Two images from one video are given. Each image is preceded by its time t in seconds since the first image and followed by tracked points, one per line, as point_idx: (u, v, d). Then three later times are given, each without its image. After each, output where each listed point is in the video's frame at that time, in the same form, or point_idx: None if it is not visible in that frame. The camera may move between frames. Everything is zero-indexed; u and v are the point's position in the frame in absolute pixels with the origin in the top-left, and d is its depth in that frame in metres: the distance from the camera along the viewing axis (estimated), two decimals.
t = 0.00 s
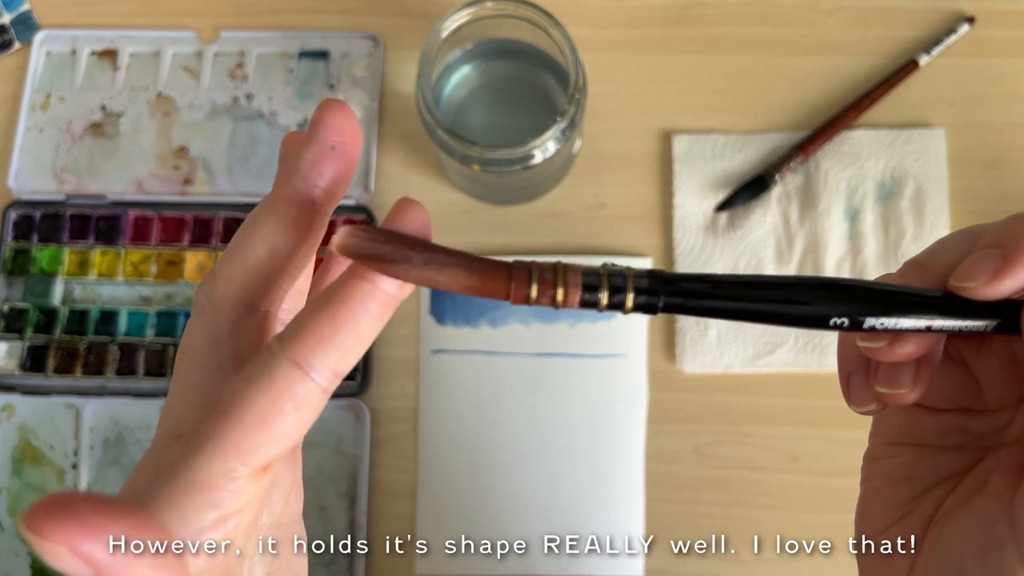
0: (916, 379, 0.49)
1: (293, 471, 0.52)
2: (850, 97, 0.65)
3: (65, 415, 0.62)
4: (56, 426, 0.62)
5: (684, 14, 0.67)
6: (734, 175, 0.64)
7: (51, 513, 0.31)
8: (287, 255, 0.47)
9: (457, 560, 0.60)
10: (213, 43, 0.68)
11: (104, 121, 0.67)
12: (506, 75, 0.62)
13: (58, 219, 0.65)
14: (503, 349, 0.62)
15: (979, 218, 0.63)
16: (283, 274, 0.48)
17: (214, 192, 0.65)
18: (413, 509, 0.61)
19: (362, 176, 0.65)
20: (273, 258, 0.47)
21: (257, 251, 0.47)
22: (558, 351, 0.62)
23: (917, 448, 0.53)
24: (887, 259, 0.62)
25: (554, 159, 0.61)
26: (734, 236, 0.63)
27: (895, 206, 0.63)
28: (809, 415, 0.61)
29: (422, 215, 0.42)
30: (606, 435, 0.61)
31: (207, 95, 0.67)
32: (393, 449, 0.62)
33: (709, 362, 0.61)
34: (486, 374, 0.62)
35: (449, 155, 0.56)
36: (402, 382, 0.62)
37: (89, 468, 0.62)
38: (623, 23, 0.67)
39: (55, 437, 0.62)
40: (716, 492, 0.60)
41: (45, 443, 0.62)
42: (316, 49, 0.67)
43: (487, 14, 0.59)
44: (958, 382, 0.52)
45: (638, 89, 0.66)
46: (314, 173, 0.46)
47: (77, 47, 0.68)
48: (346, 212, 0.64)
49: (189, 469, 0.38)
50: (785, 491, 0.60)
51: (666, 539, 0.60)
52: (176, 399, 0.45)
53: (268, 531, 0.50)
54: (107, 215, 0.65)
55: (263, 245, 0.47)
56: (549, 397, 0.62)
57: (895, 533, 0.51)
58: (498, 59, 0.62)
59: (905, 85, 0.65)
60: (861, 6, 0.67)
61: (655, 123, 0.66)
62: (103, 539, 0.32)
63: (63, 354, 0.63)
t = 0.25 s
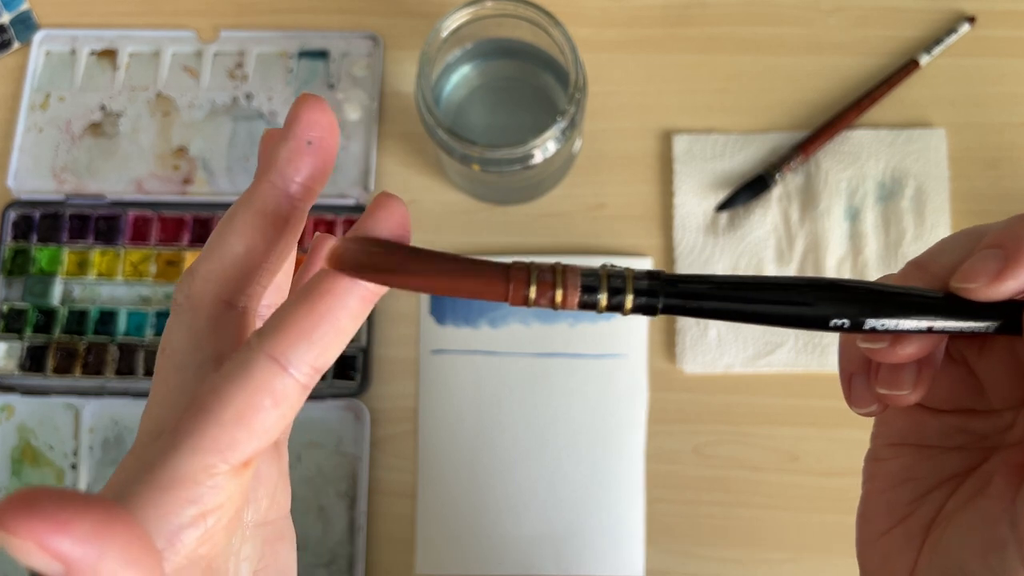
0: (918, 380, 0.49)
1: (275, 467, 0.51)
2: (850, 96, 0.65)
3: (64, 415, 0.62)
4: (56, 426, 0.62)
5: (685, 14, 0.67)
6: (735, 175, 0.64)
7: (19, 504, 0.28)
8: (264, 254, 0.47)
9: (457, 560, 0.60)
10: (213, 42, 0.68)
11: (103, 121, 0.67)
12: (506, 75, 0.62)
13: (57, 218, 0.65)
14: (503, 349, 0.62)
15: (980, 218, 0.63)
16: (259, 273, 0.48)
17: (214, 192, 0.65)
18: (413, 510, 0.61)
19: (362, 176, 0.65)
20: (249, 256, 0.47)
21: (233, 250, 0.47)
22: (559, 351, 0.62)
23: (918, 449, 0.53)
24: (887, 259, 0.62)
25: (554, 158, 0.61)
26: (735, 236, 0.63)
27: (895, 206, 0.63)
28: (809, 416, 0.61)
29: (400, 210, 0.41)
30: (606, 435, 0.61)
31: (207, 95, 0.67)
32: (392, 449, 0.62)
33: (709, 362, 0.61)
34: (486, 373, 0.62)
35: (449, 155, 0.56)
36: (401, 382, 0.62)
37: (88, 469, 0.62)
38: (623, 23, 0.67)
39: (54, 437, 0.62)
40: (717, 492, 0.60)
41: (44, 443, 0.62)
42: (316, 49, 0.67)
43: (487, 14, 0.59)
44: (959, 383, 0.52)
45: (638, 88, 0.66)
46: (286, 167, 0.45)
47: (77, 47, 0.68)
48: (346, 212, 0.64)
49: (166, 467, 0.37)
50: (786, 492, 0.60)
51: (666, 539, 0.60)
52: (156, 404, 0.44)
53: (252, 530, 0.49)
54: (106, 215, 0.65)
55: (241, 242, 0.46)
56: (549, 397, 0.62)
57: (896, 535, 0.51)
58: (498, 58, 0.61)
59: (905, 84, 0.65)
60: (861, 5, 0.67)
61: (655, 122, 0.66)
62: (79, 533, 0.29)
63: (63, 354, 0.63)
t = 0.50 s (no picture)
0: (930, 381, 0.49)
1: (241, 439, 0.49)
2: (850, 96, 0.65)
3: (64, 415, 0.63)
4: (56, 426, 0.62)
5: (685, 14, 0.67)
6: (735, 175, 0.64)
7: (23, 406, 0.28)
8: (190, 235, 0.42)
9: (457, 560, 0.60)
10: (213, 42, 0.68)
11: (103, 121, 0.67)
12: (506, 75, 0.62)
13: (57, 218, 0.65)
14: (503, 349, 0.62)
15: (979, 218, 0.63)
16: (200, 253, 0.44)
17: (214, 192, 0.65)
18: (413, 510, 0.61)
19: (362, 176, 0.65)
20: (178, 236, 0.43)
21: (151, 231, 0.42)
22: (559, 351, 0.62)
23: (921, 451, 0.53)
24: (887, 259, 0.62)
25: (554, 158, 0.61)
26: (735, 236, 0.63)
27: (896, 206, 0.63)
28: (810, 416, 0.61)
29: (310, 174, 0.38)
30: (606, 435, 0.61)
31: (207, 95, 0.67)
32: (392, 449, 0.62)
33: (710, 362, 0.61)
34: (486, 373, 0.62)
35: (449, 155, 0.56)
36: (401, 382, 0.62)
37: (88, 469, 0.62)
38: (623, 23, 0.67)
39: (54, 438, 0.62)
40: (717, 492, 0.60)
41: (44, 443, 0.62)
42: (316, 49, 0.67)
43: (487, 14, 0.59)
44: (962, 384, 0.52)
45: (639, 88, 0.66)
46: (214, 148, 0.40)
47: (77, 47, 0.68)
48: (346, 212, 0.64)
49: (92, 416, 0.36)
50: (786, 492, 0.60)
51: (667, 539, 0.60)
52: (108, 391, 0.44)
53: (219, 495, 0.46)
54: (106, 215, 0.65)
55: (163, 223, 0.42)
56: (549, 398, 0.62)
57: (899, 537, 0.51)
58: (498, 58, 0.61)
59: (906, 84, 0.65)
60: (861, 5, 0.67)
61: (655, 122, 0.66)
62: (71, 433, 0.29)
63: (62, 354, 0.63)
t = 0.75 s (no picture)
0: (915, 376, 0.49)
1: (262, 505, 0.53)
2: (848, 97, 0.66)
3: (68, 414, 0.63)
4: (59, 425, 0.63)
5: (684, 15, 0.67)
6: (734, 176, 0.64)
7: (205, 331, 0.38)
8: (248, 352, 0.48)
9: (457, 558, 0.60)
10: (214, 44, 0.68)
11: (106, 122, 0.67)
12: (506, 77, 0.62)
13: (61, 219, 0.66)
14: (503, 348, 0.63)
15: (976, 219, 0.63)
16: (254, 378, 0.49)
17: (216, 193, 0.66)
18: (414, 508, 0.61)
19: (363, 177, 0.66)
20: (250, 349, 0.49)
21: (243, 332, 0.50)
22: (559, 351, 0.63)
23: (914, 449, 0.53)
24: (885, 259, 0.62)
25: (554, 159, 0.61)
26: (734, 236, 0.63)
27: (893, 206, 0.63)
28: (808, 415, 0.61)
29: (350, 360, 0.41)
30: (605, 434, 0.61)
31: (208, 96, 0.67)
32: (393, 448, 0.62)
33: (708, 362, 0.62)
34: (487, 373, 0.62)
35: (449, 156, 0.57)
36: (401, 382, 0.63)
37: (92, 468, 0.63)
38: (623, 25, 0.68)
39: (58, 437, 0.63)
40: (715, 491, 0.61)
41: (47, 442, 0.63)
42: (317, 51, 0.68)
43: (487, 15, 0.59)
44: (955, 385, 0.53)
45: (638, 90, 0.67)
46: (262, 391, 0.44)
47: (79, 48, 0.68)
48: (347, 213, 0.65)
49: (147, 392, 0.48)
50: (784, 491, 0.61)
51: (665, 537, 0.61)
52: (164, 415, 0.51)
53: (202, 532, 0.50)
54: (109, 215, 0.66)
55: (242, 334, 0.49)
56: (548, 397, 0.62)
57: (889, 535, 0.51)
58: (498, 60, 0.62)
59: (904, 85, 0.66)
60: (859, 7, 0.67)
61: (654, 124, 0.66)
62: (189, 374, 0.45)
63: (65, 353, 0.64)
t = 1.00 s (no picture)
0: (893, 372, 0.48)
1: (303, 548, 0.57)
2: (847, 98, 0.66)
3: (68, 413, 0.63)
4: (59, 425, 0.63)
5: (684, 16, 0.68)
6: (733, 176, 0.65)
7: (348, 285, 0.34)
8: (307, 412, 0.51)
9: (457, 557, 0.61)
10: (215, 45, 0.68)
11: (107, 122, 0.68)
12: (506, 77, 0.62)
13: (62, 219, 0.66)
14: (504, 348, 0.63)
15: (975, 219, 0.64)
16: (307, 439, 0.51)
17: (217, 193, 0.66)
18: (414, 508, 0.61)
19: (363, 177, 0.66)
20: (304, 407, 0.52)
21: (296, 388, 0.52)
22: (559, 350, 0.63)
23: (901, 449, 0.52)
24: (884, 259, 0.63)
25: (554, 160, 0.61)
26: (733, 236, 0.64)
27: (892, 207, 0.64)
28: (807, 415, 0.62)
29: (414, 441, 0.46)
30: (605, 434, 0.62)
31: (209, 97, 0.68)
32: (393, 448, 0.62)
33: (708, 361, 0.62)
34: (487, 372, 0.63)
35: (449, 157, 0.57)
36: (402, 381, 0.63)
37: (92, 467, 0.63)
38: (623, 26, 0.68)
39: (58, 436, 0.63)
40: (715, 490, 0.61)
41: (48, 441, 0.63)
42: (318, 51, 0.68)
43: (487, 16, 0.59)
44: (939, 386, 0.51)
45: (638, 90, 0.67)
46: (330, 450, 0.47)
47: (80, 49, 0.69)
48: (347, 213, 0.65)
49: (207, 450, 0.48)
50: (783, 490, 0.61)
51: (664, 536, 0.61)
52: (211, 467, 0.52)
53: None
54: (110, 215, 0.66)
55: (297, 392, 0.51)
56: (549, 396, 0.62)
57: (876, 531, 0.50)
58: (498, 61, 0.62)
59: (903, 85, 0.66)
60: (858, 8, 0.67)
61: (654, 124, 0.66)
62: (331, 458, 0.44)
63: (66, 353, 0.64)
